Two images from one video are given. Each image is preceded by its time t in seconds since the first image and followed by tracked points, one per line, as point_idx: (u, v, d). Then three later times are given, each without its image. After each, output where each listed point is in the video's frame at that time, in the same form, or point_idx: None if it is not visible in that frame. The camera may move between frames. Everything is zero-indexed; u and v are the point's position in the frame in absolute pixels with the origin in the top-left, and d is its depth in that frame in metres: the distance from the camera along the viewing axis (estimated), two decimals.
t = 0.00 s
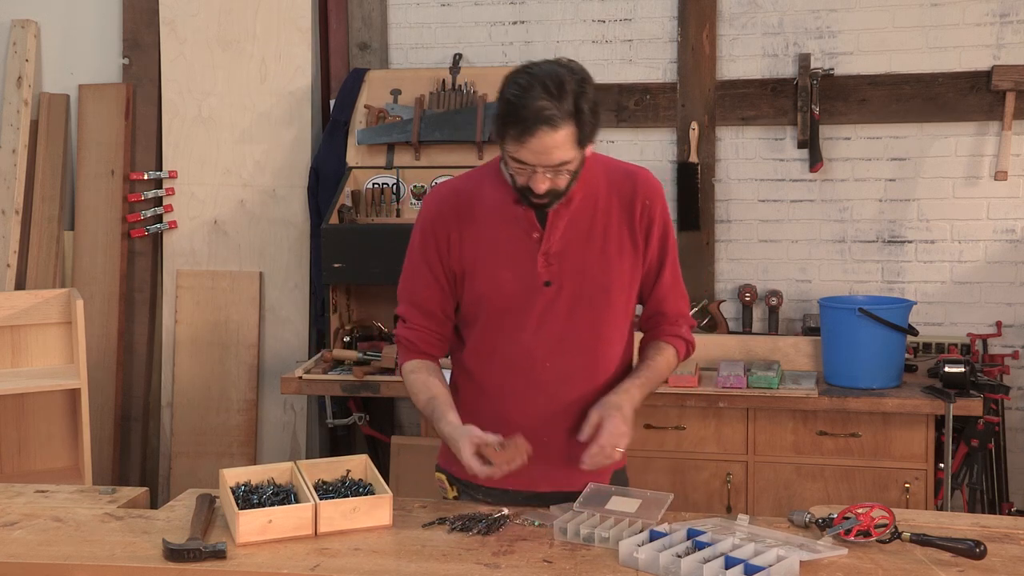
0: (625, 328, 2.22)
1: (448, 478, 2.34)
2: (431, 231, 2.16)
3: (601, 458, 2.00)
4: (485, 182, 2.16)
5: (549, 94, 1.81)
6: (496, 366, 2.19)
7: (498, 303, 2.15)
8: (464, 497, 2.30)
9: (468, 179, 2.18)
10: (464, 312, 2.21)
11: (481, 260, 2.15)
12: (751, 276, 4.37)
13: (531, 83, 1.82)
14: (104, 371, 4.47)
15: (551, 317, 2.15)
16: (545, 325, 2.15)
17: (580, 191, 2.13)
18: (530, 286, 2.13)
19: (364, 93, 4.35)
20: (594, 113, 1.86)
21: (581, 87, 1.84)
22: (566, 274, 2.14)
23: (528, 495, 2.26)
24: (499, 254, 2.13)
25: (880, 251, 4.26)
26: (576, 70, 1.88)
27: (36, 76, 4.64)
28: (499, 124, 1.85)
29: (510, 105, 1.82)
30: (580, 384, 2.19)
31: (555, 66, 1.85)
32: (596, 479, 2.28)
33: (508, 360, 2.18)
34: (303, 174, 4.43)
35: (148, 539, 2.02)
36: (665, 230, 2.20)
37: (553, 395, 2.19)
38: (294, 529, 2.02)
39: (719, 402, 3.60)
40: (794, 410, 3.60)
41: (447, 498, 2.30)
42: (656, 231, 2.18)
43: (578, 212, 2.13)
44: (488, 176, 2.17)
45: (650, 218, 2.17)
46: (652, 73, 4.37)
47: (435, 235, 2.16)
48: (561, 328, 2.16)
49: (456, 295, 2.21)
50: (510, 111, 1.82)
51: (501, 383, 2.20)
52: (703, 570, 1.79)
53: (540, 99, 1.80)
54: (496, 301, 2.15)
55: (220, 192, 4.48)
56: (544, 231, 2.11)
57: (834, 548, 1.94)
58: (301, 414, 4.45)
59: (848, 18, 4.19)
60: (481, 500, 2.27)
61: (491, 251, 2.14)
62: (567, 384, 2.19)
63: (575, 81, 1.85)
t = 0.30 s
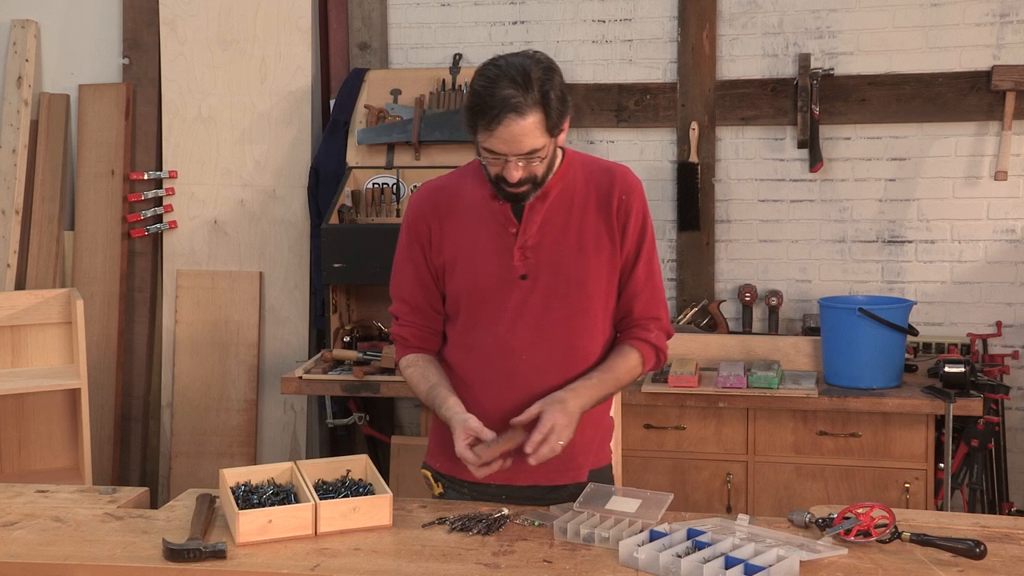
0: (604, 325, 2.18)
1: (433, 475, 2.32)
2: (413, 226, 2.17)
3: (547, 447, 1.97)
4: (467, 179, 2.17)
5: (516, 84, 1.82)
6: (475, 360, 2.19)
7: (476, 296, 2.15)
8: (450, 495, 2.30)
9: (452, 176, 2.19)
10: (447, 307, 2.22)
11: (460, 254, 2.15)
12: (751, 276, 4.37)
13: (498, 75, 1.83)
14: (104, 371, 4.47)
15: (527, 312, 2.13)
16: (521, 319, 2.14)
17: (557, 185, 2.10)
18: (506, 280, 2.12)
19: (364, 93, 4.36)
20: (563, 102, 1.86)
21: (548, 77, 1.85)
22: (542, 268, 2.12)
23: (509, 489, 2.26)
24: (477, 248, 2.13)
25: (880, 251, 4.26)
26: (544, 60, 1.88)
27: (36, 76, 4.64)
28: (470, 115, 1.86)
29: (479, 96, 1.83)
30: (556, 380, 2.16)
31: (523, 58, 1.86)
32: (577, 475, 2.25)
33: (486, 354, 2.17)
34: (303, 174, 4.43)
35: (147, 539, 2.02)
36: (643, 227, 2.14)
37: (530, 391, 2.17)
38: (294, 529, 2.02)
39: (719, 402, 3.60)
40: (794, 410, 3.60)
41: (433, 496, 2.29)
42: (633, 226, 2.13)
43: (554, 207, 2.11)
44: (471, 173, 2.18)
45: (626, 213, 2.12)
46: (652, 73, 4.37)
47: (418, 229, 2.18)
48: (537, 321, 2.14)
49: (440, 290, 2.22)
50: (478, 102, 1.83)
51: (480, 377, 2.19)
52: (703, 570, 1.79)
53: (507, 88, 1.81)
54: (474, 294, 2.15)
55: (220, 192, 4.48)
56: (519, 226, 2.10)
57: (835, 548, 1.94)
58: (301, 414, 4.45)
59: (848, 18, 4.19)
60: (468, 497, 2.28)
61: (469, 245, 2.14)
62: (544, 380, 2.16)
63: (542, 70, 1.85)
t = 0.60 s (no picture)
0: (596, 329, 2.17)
1: (427, 478, 2.31)
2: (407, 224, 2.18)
3: (543, 468, 1.96)
4: (461, 179, 2.17)
5: (509, 82, 1.83)
6: (467, 361, 2.17)
7: (467, 296, 2.14)
8: (444, 497, 2.28)
9: (446, 176, 2.20)
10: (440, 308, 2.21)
11: (453, 253, 2.15)
12: (751, 276, 4.37)
13: (491, 73, 1.84)
14: (104, 371, 4.47)
15: (517, 312, 2.12)
16: (511, 319, 2.12)
17: (550, 185, 2.10)
18: (497, 280, 2.12)
19: (364, 93, 4.36)
20: (555, 99, 1.87)
21: (541, 76, 1.86)
22: (533, 268, 2.11)
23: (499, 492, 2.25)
24: (469, 247, 2.13)
25: (880, 251, 4.26)
26: (537, 58, 1.89)
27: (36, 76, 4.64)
28: (463, 114, 1.87)
29: (472, 95, 1.84)
30: (547, 382, 2.14)
31: (515, 55, 1.87)
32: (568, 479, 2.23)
33: (477, 355, 2.16)
34: (303, 174, 4.43)
35: (147, 539, 2.02)
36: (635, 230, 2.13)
37: (521, 392, 2.15)
38: (293, 529, 2.02)
39: (719, 402, 3.60)
40: (794, 410, 3.60)
41: (427, 499, 2.27)
42: (624, 228, 2.12)
43: (546, 207, 2.10)
44: (465, 172, 2.18)
45: (618, 215, 2.11)
46: (652, 73, 4.37)
47: (412, 228, 2.18)
48: (527, 323, 2.12)
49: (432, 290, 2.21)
50: (471, 101, 1.84)
51: (471, 378, 2.17)
52: (703, 570, 1.79)
53: (499, 87, 1.82)
54: (465, 294, 2.14)
55: (220, 192, 4.48)
56: (510, 225, 2.10)
57: (835, 548, 1.94)
58: (301, 413, 4.45)
59: (848, 18, 4.19)
60: (463, 498, 2.27)
61: (462, 244, 2.14)
62: (534, 381, 2.14)
63: (534, 68, 1.86)
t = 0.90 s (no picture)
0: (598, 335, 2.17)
1: (426, 481, 2.29)
2: (408, 225, 2.13)
3: (543, 516, 1.89)
4: (464, 181, 2.13)
5: (524, 99, 1.78)
6: (468, 366, 2.17)
7: (469, 303, 2.13)
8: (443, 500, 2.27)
9: (448, 176, 2.15)
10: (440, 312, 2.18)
11: (455, 259, 2.12)
12: (751, 276, 4.37)
13: (504, 88, 1.79)
14: (104, 371, 4.46)
15: (521, 320, 2.11)
16: (515, 328, 2.12)
17: (556, 193, 2.07)
18: (501, 288, 2.10)
19: (364, 93, 4.36)
20: (569, 115, 1.83)
21: (556, 93, 1.81)
22: (537, 276, 2.10)
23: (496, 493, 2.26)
24: (473, 254, 2.10)
25: (880, 251, 4.26)
26: (549, 72, 1.85)
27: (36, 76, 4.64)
28: (475, 129, 1.82)
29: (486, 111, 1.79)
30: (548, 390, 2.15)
31: (528, 69, 1.82)
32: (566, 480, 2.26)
33: (479, 361, 2.15)
34: (303, 175, 4.43)
35: (147, 539, 2.02)
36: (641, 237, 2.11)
37: (522, 399, 2.16)
38: (294, 529, 2.02)
39: (719, 402, 3.60)
40: (794, 410, 3.60)
41: (427, 501, 2.26)
42: (630, 237, 2.10)
43: (552, 214, 2.08)
44: (468, 173, 2.14)
45: (624, 224, 2.10)
46: (652, 73, 4.37)
47: (413, 228, 2.14)
48: (529, 331, 2.12)
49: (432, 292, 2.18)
50: (485, 118, 1.79)
51: (472, 383, 2.17)
52: (703, 570, 1.79)
53: (515, 104, 1.77)
54: (467, 300, 2.12)
55: (220, 191, 4.48)
56: (516, 233, 2.07)
57: (835, 548, 1.94)
58: (301, 413, 4.45)
59: (848, 18, 4.19)
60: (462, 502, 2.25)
61: (465, 251, 2.11)
62: (536, 388, 2.15)
63: (548, 84, 1.82)
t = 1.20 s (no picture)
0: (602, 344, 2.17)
1: (425, 481, 2.30)
2: (414, 229, 2.12)
3: (550, 539, 1.93)
4: (471, 186, 2.12)
5: (540, 115, 1.76)
6: (472, 373, 2.16)
7: (474, 310, 2.12)
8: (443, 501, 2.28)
9: (455, 179, 2.14)
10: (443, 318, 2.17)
11: (461, 265, 2.11)
12: (751, 276, 4.37)
13: (519, 102, 1.77)
14: (104, 371, 4.46)
15: (527, 329, 2.11)
16: (520, 337, 2.11)
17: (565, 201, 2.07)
18: (507, 297, 2.10)
19: (364, 93, 4.36)
20: (584, 132, 1.82)
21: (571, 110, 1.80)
22: (544, 285, 2.10)
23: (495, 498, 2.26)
24: (480, 262, 2.10)
25: (880, 251, 4.26)
26: (565, 87, 1.83)
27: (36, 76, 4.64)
28: (488, 143, 1.81)
29: (501, 126, 1.77)
30: (552, 398, 2.15)
31: (543, 83, 1.80)
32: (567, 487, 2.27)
33: (483, 369, 2.15)
34: (303, 174, 4.43)
35: (147, 539, 2.02)
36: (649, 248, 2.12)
37: (526, 407, 2.16)
38: (294, 529, 2.02)
39: (719, 402, 3.60)
40: (794, 410, 3.60)
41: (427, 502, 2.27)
42: (638, 248, 2.11)
43: (560, 222, 2.08)
44: (475, 177, 2.13)
45: (632, 235, 2.10)
46: (652, 73, 4.37)
47: (418, 231, 2.12)
48: (535, 339, 2.12)
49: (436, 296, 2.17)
50: (499, 134, 1.77)
51: (476, 390, 2.17)
52: (703, 570, 1.79)
53: (530, 120, 1.76)
54: (472, 307, 2.12)
55: (220, 191, 4.48)
56: (523, 242, 2.07)
57: (835, 548, 1.94)
58: (301, 413, 4.45)
59: (848, 18, 4.19)
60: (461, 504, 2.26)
61: (472, 258, 2.10)
62: (540, 396, 2.15)
63: (563, 100, 1.80)
